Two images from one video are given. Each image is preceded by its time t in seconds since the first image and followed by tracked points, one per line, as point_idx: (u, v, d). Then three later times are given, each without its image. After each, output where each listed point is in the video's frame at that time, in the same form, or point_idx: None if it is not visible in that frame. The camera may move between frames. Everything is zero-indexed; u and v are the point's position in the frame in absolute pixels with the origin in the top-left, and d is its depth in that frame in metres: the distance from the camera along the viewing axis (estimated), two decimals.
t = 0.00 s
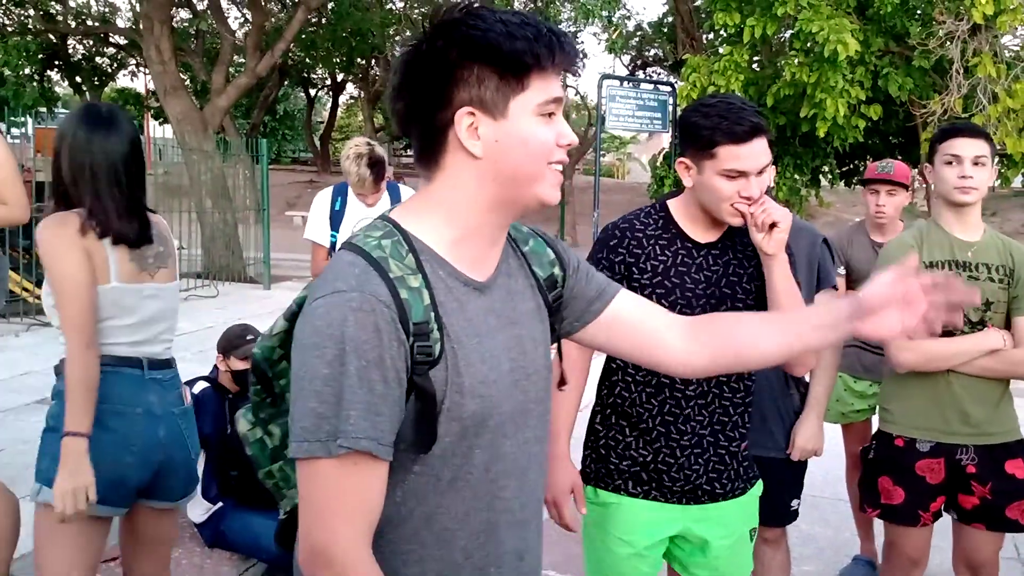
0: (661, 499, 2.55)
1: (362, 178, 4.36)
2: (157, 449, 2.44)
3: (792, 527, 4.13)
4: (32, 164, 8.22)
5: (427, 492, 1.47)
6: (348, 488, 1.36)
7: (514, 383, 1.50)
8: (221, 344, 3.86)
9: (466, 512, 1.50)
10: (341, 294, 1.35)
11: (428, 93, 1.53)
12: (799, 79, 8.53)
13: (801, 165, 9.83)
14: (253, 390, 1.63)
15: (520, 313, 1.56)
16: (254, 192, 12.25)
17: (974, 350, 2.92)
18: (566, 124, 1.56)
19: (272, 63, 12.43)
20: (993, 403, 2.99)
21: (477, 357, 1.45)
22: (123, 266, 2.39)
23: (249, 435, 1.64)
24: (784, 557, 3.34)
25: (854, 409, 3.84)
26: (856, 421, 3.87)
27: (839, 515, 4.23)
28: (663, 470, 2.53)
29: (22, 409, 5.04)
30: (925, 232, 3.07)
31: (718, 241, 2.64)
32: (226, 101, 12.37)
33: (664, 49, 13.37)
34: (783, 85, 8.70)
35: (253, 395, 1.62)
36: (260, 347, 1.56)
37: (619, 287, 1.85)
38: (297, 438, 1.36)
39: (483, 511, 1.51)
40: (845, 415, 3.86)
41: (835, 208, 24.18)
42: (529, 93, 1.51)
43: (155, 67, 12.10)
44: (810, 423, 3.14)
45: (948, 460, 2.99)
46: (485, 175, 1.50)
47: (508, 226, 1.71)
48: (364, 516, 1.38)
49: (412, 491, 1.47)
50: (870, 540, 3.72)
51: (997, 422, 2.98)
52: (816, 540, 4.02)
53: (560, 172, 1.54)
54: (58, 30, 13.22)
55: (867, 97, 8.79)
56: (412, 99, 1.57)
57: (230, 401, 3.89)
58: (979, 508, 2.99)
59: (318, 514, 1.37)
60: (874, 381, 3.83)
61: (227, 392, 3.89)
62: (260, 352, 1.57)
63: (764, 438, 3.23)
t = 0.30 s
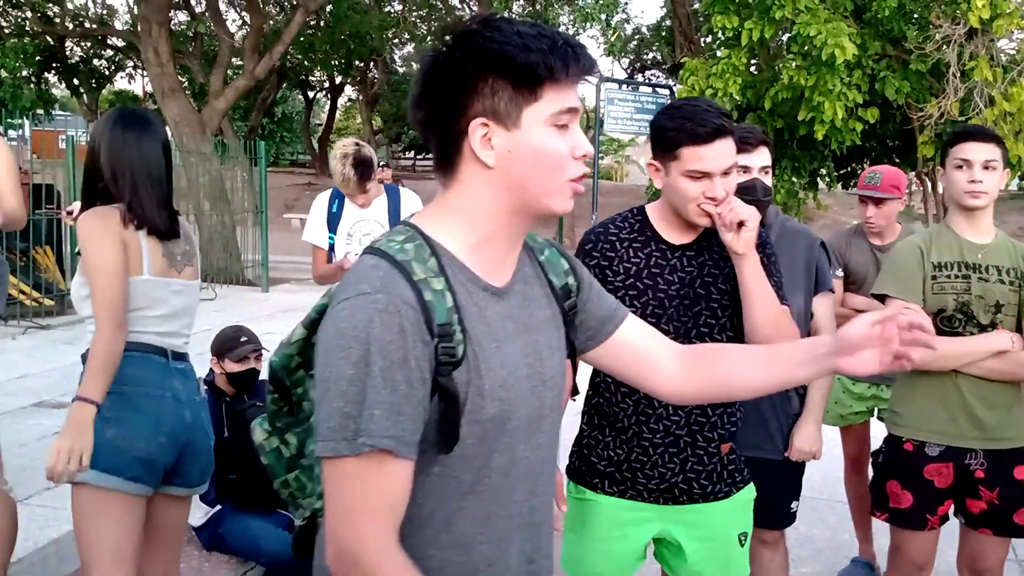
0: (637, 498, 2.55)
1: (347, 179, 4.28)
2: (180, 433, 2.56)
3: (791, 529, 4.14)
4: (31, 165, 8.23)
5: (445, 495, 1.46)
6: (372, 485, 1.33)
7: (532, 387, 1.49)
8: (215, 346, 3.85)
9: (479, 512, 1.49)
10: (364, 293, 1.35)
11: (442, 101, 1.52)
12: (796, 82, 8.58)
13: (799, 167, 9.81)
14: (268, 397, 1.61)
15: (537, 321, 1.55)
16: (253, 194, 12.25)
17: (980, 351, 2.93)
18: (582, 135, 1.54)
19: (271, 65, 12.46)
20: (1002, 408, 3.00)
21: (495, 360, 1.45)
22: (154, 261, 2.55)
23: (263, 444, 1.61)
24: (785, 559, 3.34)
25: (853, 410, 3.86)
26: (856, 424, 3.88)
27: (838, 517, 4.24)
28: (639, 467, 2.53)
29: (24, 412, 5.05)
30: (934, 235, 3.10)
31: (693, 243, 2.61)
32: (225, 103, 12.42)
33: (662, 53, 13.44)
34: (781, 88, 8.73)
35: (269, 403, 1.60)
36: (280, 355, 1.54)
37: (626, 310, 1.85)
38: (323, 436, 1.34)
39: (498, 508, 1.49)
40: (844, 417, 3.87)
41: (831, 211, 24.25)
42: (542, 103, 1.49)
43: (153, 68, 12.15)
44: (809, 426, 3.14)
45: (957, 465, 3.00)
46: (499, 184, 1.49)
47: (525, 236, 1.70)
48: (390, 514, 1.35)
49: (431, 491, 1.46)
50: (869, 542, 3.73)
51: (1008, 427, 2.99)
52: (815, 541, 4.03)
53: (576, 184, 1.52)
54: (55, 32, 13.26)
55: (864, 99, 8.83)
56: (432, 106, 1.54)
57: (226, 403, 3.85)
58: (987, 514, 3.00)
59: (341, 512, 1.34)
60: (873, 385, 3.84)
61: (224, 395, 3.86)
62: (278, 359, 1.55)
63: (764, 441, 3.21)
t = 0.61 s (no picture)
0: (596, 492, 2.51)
1: (347, 176, 4.25)
2: (185, 428, 2.58)
3: (790, 531, 4.15)
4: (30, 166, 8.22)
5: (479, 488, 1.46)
6: (460, 432, 1.26)
7: (575, 376, 1.51)
8: (213, 349, 3.87)
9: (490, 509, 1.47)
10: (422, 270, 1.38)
11: (492, 106, 1.54)
12: (793, 84, 8.62)
13: (797, 170, 9.85)
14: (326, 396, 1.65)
15: (579, 317, 1.56)
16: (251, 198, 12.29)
17: (981, 350, 2.96)
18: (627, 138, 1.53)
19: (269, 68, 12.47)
20: (1004, 411, 3.00)
21: (541, 346, 1.47)
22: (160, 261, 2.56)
23: (321, 438, 1.63)
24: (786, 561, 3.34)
25: (853, 413, 3.78)
26: (858, 429, 3.84)
27: (836, 518, 4.26)
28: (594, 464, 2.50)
29: (23, 414, 5.04)
30: (934, 238, 3.12)
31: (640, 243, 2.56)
32: (223, 106, 12.43)
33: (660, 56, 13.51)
34: (779, 90, 8.77)
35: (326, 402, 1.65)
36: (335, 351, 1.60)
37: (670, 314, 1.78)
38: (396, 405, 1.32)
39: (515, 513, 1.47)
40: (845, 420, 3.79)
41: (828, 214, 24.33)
42: (590, 104, 1.49)
43: (152, 71, 12.16)
44: (807, 432, 3.13)
45: (956, 468, 3.01)
46: (550, 185, 1.49)
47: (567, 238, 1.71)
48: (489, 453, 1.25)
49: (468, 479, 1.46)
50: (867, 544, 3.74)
51: (1010, 431, 2.98)
52: (813, 543, 4.04)
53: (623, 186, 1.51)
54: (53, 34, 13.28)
55: (861, 102, 8.89)
56: (482, 115, 1.57)
57: (226, 406, 3.86)
58: (986, 519, 3.01)
59: (432, 471, 1.26)
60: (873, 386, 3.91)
61: (224, 398, 3.89)
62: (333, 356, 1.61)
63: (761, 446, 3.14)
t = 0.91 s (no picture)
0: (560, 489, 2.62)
1: (355, 177, 4.20)
2: (185, 429, 2.58)
3: (788, 531, 4.16)
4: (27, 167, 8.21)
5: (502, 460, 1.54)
6: (486, 345, 1.29)
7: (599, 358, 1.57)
8: (210, 350, 3.85)
9: (505, 491, 1.54)
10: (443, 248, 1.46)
11: (500, 101, 1.59)
12: (791, 86, 8.62)
13: (794, 171, 9.89)
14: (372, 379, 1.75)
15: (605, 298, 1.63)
16: (248, 199, 12.32)
17: (975, 350, 2.96)
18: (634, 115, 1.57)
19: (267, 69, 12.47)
20: (1001, 412, 2.99)
21: (564, 325, 1.53)
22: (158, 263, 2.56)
23: (370, 424, 1.74)
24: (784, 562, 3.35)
25: (858, 418, 3.88)
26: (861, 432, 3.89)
27: (834, 519, 4.27)
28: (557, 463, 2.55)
29: (21, 416, 5.04)
30: (929, 241, 3.14)
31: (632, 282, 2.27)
32: (220, 107, 12.43)
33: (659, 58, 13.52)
34: (778, 92, 8.78)
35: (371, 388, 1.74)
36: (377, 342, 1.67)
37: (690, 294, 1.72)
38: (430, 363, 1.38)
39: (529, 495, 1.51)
40: (850, 425, 3.89)
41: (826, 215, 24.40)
42: (594, 87, 1.53)
43: (149, 72, 12.15)
44: (805, 431, 3.08)
45: (950, 471, 3.01)
46: (563, 168, 1.54)
47: (589, 221, 1.77)
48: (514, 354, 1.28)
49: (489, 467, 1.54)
50: (865, 545, 3.74)
51: (1007, 434, 2.97)
52: (812, 544, 4.05)
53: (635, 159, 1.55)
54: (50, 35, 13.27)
55: (859, 104, 8.92)
56: (490, 111, 1.62)
57: (226, 408, 3.87)
58: (982, 522, 3.01)
59: (463, 386, 1.28)
60: (877, 389, 3.91)
61: (222, 400, 3.88)
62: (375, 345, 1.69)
63: (758, 446, 3.13)
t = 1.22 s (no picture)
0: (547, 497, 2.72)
1: (366, 180, 4.20)
2: (189, 445, 2.58)
3: (787, 532, 4.17)
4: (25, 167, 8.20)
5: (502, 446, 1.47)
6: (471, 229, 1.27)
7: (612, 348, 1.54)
8: (206, 351, 3.84)
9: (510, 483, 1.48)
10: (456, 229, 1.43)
11: (503, 101, 1.53)
12: (790, 87, 8.63)
13: (792, 173, 9.89)
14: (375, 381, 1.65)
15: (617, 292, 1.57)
16: (247, 199, 12.34)
17: (968, 351, 2.97)
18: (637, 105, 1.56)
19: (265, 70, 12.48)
20: (994, 415, 2.99)
21: (576, 315, 1.51)
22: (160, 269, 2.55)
23: (374, 425, 1.61)
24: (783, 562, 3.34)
25: (868, 426, 3.88)
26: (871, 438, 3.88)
27: (833, 520, 4.28)
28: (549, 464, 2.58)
29: (21, 417, 5.04)
30: (924, 241, 3.14)
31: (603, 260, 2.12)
32: (218, 108, 12.44)
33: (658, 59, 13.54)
34: (776, 93, 8.78)
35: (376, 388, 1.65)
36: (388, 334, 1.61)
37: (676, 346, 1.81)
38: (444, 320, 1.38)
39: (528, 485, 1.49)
40: (860, 432, 3.88)
41: (824, 216, 24.47)
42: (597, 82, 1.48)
43: (148, 73, 12.15)
44: (804, 432, 3.06)
45: (942, 472, 3.00)
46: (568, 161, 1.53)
47: (603, 224, 1.74)
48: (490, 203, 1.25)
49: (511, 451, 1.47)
50: (864, 545, 3.74)
51: (1000, 433, 2.97)
52: (810, 544, 4.05)
53: (638, 149, 1.55)
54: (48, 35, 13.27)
55: (858, 105, 8.95)
56: (494, 111, 1.56)
57: (223, 409, 3.86)
58: (974, 523, 3.00)
59: (478, 261, 1.24)
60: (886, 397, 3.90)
61: (220, 402, 3.88)
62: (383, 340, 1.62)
63: (756, 447, 3.13)
